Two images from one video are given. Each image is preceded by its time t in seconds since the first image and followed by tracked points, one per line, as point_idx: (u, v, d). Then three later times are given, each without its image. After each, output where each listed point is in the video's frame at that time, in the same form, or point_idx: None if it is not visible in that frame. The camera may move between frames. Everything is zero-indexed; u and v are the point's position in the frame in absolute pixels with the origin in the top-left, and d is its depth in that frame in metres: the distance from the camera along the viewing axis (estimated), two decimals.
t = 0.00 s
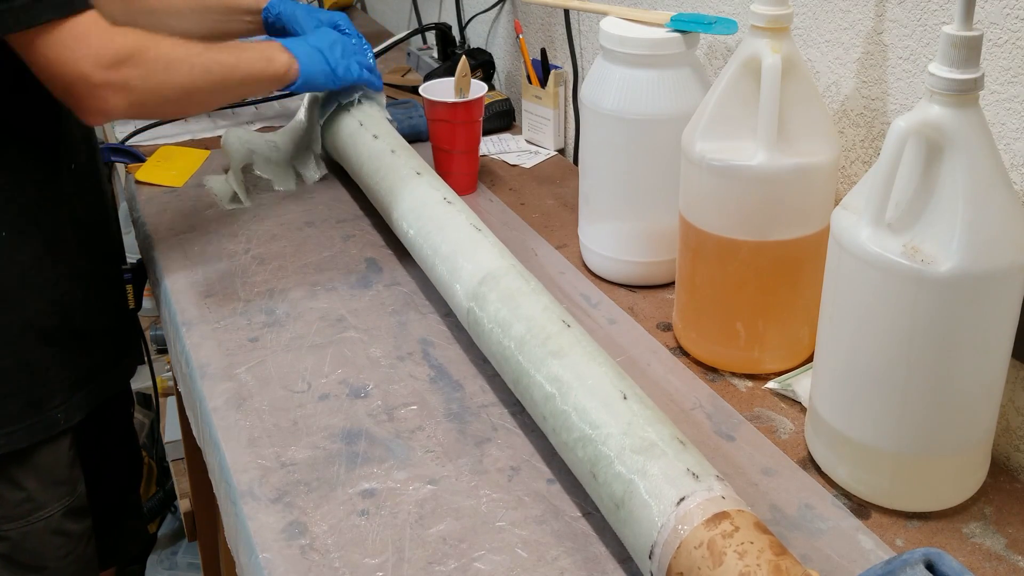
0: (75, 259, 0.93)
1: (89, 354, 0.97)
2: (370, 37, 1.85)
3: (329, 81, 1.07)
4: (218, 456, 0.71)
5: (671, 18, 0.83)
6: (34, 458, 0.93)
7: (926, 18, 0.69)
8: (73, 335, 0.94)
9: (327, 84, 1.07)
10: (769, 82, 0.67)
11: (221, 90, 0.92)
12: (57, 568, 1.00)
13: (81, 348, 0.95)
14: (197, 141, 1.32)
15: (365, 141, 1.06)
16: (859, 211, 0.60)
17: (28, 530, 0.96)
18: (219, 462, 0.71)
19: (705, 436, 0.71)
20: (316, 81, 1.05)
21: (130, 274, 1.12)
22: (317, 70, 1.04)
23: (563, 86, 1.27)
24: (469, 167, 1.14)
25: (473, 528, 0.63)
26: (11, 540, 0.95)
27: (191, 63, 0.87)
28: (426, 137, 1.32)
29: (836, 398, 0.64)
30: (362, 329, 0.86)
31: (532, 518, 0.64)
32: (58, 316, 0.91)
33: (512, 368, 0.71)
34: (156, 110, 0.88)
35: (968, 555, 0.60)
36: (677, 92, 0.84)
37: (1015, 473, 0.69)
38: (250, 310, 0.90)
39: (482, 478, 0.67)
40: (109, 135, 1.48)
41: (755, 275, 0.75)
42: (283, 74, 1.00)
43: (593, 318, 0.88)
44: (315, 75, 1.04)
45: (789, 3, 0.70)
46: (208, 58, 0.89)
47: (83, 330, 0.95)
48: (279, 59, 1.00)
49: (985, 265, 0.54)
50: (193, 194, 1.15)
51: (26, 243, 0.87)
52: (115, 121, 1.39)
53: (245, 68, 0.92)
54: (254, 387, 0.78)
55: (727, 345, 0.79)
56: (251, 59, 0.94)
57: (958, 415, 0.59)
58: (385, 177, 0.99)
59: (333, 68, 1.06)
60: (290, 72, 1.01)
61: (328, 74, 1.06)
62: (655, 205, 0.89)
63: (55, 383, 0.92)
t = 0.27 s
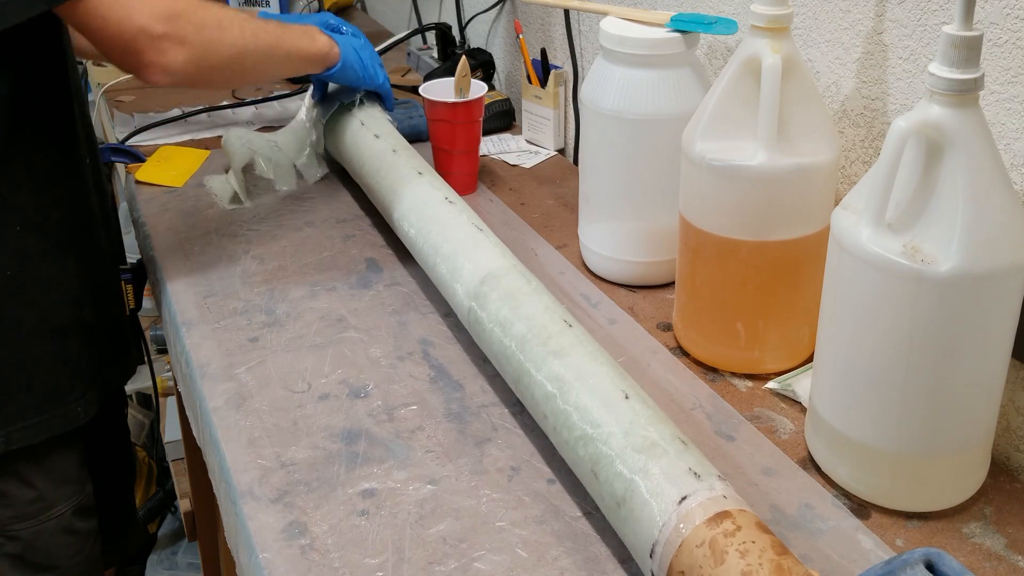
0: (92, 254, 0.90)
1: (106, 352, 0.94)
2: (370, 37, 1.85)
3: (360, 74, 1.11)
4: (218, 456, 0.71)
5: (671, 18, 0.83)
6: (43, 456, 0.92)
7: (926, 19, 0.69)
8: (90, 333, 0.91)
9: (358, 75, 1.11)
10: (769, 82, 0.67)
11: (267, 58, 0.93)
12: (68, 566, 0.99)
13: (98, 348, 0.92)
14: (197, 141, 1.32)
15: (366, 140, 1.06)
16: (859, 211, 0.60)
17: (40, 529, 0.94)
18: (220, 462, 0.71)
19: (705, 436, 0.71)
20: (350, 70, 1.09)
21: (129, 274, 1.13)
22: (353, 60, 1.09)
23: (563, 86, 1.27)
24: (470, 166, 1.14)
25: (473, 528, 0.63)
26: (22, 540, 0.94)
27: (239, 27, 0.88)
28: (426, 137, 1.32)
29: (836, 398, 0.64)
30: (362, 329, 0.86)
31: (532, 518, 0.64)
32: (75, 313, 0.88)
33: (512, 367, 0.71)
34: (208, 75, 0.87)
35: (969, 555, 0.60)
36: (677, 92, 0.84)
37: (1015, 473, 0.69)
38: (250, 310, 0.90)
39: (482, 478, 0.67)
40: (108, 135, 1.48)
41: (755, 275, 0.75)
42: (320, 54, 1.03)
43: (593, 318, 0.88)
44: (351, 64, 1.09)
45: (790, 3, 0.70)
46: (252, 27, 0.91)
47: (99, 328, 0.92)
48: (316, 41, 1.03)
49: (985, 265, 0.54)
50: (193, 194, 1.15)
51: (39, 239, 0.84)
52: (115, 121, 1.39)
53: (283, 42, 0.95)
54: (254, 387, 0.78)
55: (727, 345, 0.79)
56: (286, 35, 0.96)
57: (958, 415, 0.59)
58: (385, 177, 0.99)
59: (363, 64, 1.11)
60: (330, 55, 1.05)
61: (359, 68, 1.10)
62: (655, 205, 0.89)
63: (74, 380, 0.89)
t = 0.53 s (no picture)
0: (110, 254, 0.90)
1: (127, 352, 0.93)
2: (370, 37, 1.85)
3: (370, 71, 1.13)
4: (218, 456, 0.71)
5: (671, 18, 0.83)
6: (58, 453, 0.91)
7: (926, 19, 0.69)
8: (110, 334, 0.91)
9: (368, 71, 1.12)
10: (769, 82, 0.67)
11: (294, 41, 0.94)
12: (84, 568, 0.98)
13: (119, 347, 0.92)
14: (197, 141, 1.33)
15: (366, 140, 1.06)
16: (858, 211, 0.60)
17: (60, 531, 0.94)
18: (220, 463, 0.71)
19: (705, 436, 0.71)
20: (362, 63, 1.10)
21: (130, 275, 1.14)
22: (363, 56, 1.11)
23: (563, 86, 1.27)
24: (470, 166, 1.14)
25: (473, 528, 0.63)
26: (42, 543, 0.93)
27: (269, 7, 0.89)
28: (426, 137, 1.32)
29: (836, 398, 0.64)
30: (362, 329, 0.86)
31: (532, 518, 0.64)
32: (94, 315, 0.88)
33: (512, 367, 0.71)
34: (243, 55, 0.87)
35: (968, 555, 0.60)
36: (677, 92, 0.84)
37: (1015, 473, 0.69)
38: (250, 310, 0.90)
39: (481, 478, 0.67)
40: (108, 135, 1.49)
41: (755, 275, 0.75)
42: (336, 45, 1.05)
43: (593, 318, 0.88)
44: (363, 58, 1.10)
45: (790, 3, 0.70)
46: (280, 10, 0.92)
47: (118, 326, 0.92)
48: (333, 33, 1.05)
49: (985, 266, 0.54)
50: (193, 194, 1.15)
51: (59, 237, 0.84)
52: (115, 121, 1.40)
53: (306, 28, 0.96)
54: (254, 387, 0.78)
55: (727, 345, 0.79)
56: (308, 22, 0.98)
57: (958, 416, 0.59)
58: (385, 177, 0.99)
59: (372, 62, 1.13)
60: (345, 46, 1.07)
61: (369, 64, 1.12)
62: (655, 205, 0.89)
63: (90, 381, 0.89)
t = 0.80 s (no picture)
0: (127, 255, 0.90)
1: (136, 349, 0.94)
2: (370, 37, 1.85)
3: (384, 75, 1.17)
4: (218, 456, 0.71)
5: (671, 18, 0.83)
6: (83, 454, 0.91)
7: (926, 19, 0.69)
8: (127, 334, 0.91)
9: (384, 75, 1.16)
10: (769, 82, 0.67)
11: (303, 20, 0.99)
12: (108, 569, 0.98)
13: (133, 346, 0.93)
14: (197, 141, 1.33)
15: (366, 140, 1.07)
16: (858, 211, 0.60)
17: (87, 532, 0.94)
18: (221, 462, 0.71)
19: (705, 436, 0.71)
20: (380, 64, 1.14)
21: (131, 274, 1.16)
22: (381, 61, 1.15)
23: (563, 86, 1.27)
24: (470, 166, 1.14)
25: (474, 529, 0.63)
26: (70, 546, 0.93)
27: None
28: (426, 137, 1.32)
29: (836, 398, 0.64)
30: (362, 329, 0.86)
31: (532, 518, 0.64)
32: (113, 316, 0.88)
33: (512, 367, 0.71)
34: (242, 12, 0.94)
35: (969, 555, 0.60)
36: (677, 92, 0.84)
37: (1015, 473, 0.69)
38: (250, 310, 0.90)
39: (482, 478, 0.67)
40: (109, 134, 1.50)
41: (755, 275, 0.75)
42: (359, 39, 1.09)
43: (593, 318, 0.88)
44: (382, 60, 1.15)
45: (790, 3, 0.70)
46: None
47: (134, 324, 0.92)
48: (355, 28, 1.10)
49: (985, 265, 0.54)
50: (193, 194, 1.15)
51: (83, 238, 0.84)
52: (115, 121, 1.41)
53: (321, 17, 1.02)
54: (253, 387, 0.78)
55: (727, 345, 0.79)
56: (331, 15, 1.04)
57: (958, 415, 0.59)
58: (385, 177, 0.99)
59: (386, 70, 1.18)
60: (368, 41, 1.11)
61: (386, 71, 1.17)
62: (655, 204, 0.89)
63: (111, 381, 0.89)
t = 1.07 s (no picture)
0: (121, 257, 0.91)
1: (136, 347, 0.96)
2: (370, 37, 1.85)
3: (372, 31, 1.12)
4: (218, 456, 0.71)
5: (671, 18, 0.83)
6: (83, 464, 0.97)
7: (926, 19, 0.69)
8: (129, 331, 0.93)
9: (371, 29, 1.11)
10: (769, 82, 0.67)
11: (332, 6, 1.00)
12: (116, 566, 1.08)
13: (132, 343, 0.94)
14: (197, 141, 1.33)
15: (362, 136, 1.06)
16: (859, 211, 0.60)
17: (88, 550, 1.00)
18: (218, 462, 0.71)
19: (705, 436, 0.71)
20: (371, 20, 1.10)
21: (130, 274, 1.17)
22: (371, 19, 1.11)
23: (563, 86, 1.27)
24: (469, 166, 1.14)
25: (474, 529, 0.63)
26: (74, 563, 1.00)
27: None
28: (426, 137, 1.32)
29: (836, 397, 0.64)
30: (363, 329, 0.86)
31: (533, 518, 0.64)
32: (122, 333, 0.92)
33: (488, 337, 0.65)
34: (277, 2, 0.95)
35: (969, 555, 0.60)
36: (677, 92, 0.84)
37: (1015, 473, 0.69)
38: (250, 310, 0.90)
39: (482, 478, 0.67)
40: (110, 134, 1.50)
41: (755, 275, 0.75)
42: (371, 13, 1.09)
43: (593, 318, 0.88)
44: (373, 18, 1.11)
45: (789, 3, 0.70)
46: None
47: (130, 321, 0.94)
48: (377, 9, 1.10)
49: (985, 265, 0.54)
50: (193, 194, 1.15)
51: (93, 249, 0.87)
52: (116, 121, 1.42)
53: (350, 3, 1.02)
54: (253, 387, 0.78)
55: (727, 345, 0.79)
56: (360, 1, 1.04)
57: (958, 415, 0.59)
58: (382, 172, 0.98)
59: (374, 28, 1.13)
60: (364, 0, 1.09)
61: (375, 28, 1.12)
62: (655, 204, 0.89)
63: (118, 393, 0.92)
